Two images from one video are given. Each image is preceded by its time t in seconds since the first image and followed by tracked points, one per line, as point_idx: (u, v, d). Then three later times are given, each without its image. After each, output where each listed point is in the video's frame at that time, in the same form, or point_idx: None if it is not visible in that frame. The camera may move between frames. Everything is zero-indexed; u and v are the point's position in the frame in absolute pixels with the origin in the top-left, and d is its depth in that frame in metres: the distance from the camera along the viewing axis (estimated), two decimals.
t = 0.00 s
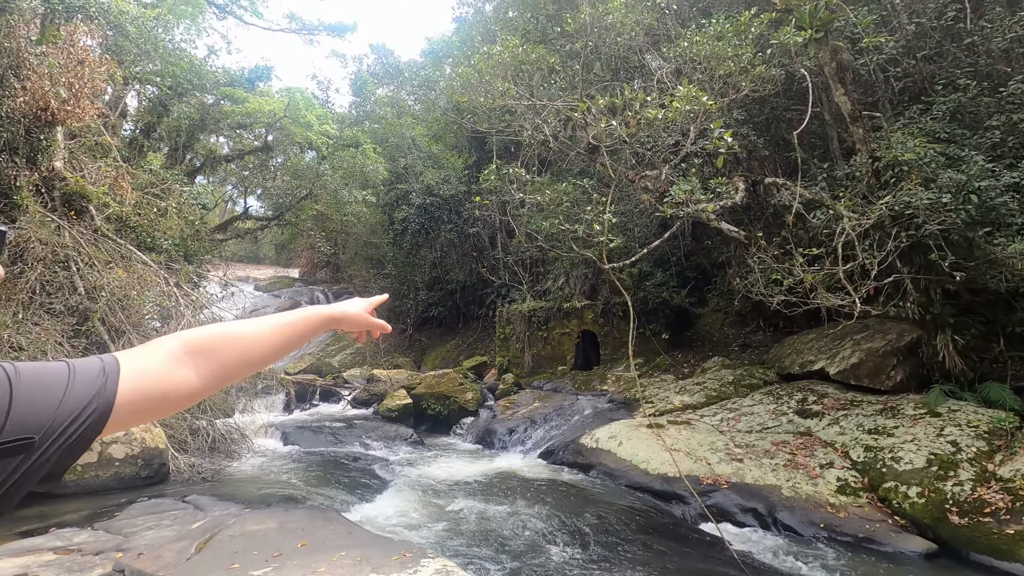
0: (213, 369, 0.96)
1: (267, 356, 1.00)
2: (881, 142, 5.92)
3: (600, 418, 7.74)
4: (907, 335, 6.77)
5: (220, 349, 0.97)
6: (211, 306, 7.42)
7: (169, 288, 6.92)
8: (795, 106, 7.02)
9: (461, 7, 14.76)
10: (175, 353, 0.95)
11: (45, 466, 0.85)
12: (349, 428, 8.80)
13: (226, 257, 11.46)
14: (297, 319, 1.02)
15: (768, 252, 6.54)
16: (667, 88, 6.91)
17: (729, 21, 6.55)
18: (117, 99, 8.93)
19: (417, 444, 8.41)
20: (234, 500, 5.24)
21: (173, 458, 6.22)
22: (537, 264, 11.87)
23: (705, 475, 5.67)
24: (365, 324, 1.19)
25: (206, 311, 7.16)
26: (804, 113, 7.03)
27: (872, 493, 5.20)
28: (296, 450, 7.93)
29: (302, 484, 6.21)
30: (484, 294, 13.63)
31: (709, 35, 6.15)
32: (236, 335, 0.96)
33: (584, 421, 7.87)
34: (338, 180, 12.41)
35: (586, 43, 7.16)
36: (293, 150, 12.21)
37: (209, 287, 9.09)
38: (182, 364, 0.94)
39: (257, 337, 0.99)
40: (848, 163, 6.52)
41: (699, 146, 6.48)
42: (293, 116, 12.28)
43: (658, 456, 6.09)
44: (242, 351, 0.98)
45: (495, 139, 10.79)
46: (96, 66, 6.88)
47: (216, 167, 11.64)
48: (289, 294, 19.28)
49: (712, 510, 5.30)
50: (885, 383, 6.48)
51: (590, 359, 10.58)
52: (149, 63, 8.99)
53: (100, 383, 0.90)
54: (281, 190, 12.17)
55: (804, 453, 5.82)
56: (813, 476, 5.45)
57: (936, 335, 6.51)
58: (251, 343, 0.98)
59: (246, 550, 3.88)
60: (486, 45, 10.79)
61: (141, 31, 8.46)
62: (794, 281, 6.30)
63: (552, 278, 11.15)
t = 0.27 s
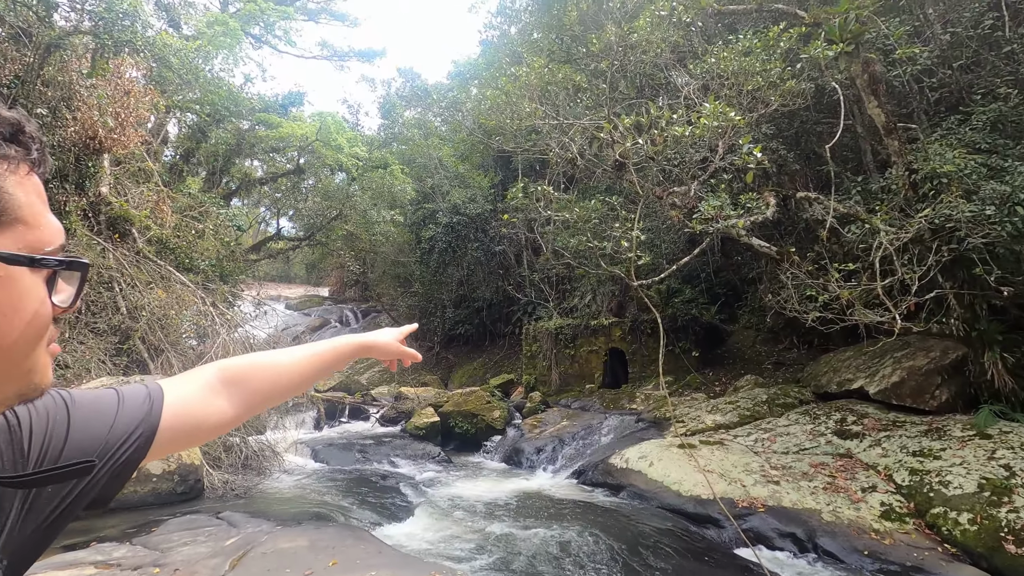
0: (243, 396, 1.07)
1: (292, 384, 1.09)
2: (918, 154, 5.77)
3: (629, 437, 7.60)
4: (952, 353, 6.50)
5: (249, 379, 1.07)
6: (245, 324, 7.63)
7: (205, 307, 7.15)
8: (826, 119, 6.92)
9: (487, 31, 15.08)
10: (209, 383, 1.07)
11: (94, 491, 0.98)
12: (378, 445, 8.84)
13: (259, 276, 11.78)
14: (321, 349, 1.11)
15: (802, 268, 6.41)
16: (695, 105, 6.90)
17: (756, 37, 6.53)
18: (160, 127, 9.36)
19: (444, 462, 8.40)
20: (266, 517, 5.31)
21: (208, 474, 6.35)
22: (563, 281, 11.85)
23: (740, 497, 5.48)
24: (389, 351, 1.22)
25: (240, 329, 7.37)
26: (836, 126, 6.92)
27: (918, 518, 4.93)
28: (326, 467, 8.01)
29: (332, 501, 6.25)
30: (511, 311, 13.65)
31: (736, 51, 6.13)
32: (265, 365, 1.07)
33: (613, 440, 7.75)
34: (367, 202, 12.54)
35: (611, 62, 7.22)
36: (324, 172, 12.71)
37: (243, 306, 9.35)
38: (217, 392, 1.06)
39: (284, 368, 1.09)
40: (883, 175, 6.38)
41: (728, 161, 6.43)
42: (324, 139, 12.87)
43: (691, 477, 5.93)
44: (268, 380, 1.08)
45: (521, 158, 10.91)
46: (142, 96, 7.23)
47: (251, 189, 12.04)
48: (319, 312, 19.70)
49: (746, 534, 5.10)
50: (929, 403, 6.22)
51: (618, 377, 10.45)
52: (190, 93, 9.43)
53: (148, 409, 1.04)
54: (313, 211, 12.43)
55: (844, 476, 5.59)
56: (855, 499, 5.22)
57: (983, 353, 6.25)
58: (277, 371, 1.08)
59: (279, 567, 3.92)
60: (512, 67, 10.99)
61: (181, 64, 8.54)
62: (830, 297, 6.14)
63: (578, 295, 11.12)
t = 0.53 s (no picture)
0: (262, 501, 1.36)
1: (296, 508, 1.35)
2: (964, 163, 5.58)
3: (663, 454, 7.44)
4: (1007, 369, 6.15)
5: (271, 491, 1.37)
6: (282, 337, 7.85)
7: (244, 320, 7.38)
8: (865, 129, 6.78)
9: (517, 49, 15.32)
10: (250, 479, 1.41)
11: (145, 544, 1.28)
12: (410, 458, 8.89)
13: (295, 290, 12.07)
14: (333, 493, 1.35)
15: (844, 281, 6.23)
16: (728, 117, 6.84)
17: (791, 48, 6.47)
18: (204, 147, 9.76)
19: (475, 476, 8.39)
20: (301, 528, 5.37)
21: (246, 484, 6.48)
22: (593, 295, 11.80)
23: (780, 518, 5.27)
24: (460, 549, 1.20)
25: (277, 342, 7.59)
26: (875, 136, 6.77)
27: (974, 544, 4.56)
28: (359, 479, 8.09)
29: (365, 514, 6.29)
30: (540, 324, 13.65)
31: (771, 62, 6.08)
32: (286, 485, 1.36)
33: (646, 457, 7.61)
34: (399, 216, 12.72)
35: (643, 77, 7.25)
36: (357, 188, 12.68)
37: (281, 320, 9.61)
38: (247, 492, 1.38)
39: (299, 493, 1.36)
40: (927, 185, 6.18)
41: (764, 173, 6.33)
42: (359, 156, 12.55)
43: (728, 496, 5.77)
44: (282, 497, 1.36)
45: (551, 172, 10.97)
46: (189, 119, 7.54)
47: (287, 206, 12.40)
48: (352, 325, 20.04)
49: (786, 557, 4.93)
50: (983, 423, 5.88)
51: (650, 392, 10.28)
52: (233, 114, 9.83)
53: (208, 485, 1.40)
54: (346, 226, 12.69)
55: (892, 497, 5.31)
56: (903, 522, 4.93)
57: None
58: (298, 491, 1.35)
59: None
60: (542, 83, 11.12)
61: (227, 86, 8.92)
62: (872, 311, 5.93)
63: (609, 309, 11.04)
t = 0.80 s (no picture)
0: None
1: None
2: (1006, 168, 5.40)
3: (689, 465, 7.33)
4: None
5: None
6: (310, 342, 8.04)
7: (274, 325, 7.54)
8: (899, 134, 6.63)
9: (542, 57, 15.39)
10: None
11: None
12: (434, 464, 8.92)
13: (322, 296, 12.27)
14: None
15: (877, 290, 6.06)
16: (758, 123, 6.75)
17: (822, 53, 6.37)
18: (236, 156, 10.02)
19: (499, 484, 8.38)
20: (328, 532, 5.43)
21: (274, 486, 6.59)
22: (617, 302, 11.73)
23: (812, 533, 5.13)
24: None
25: (304, 346, 7.80)
26: (910, 141, 6.61)
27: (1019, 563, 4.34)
28: (384, 484, 8.15)
29: (390, 519, 6.32)
30: (564, 331, 13.61)
31: (802, 67, 5.99)
32: None
33: (672, 467, 7.50)
34: (424, 224, 12.84)
35: (671, 83, 7.21)
36: (383, 196, 13.14)
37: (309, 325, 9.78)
38: None
39: None
40: (966, 192, 6.01)
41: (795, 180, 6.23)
42: (385, 165, 13.08)
43: (758, 509, 5.64)
44: None
45: (575, 179, 10.97)
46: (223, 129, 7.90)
47: (315, 213, 12.63)
48: (376, 331, 20.28)
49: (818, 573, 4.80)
50: None
51: (676, 401, 10.15)
52: (265, 124, 10.08)
53: None
54: (372, 233, 12.85)
55: (931, 514, 5.11)
56: (943, 540, 4.74)
57: None
58: None
59: None
60: (568, 91, 11.14)
61: (260, 98, 9.15)
62: (909, 321, 5.76)
63: (633, 317, 10.95)
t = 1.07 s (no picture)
0: None
1: None
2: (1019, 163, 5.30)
3: (698, 463, 7.30)
4: None
5: None
6: (319, 342, 8.07)
7: (283, 325, 7.59)
8: (910, 129, 6.55)
9: (549, 55, 15.35)
10: None
11: None
12: (442, 463, 8.96)
13: (330, 295, 12.33)
14: None
15: (887, 287, 6.00)
16: (766, 120, 6.70)
17: (832, 49, 6.31)
18: (244, 157, 10.09)
19: (507, 482, 8.39)
20: (339, 530, 5.47)
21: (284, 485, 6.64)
22: (624, 301, 11.71)
23: (822, 532, 5.10)
24: None
25: (314, 347, 7.83)
26: (922, 136, 6.53)
27: None
28: (392, 483, 8.19)
29: (399, 518, 6.35)
30: (572, 330, 13.62)
31: (811, 63, 5.93)
32: None
33: (680, 466, 7.48)
34: (431, 223, 12.86)
35: (679, 81, 7.18)
36: (390, 196, 12.98)
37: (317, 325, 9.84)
38: None
39: None
40: (978, 188, 5.93)
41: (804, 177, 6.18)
42: (393, 164, 12.86)
43: (767, 508, 5.61)
44: None
45: (582, 178, 10.94)
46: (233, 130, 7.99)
47: (323, 214, 12.67)
48: (384, 330, 20.38)
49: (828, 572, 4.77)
50: None
51: (683, 400, 10.11)
52: (272, 125, 10.13)
53: None
54: (380, 233, 12.88)
55: (943, 514, 5.05)
56: (955, 539, 4.69)
57: None
58: None
59: None
60: (575, 89, 11.11)
61: (268, 98, 9.18)
62: (920, 319, 5.70)
63: (641, 315, 10.92)
